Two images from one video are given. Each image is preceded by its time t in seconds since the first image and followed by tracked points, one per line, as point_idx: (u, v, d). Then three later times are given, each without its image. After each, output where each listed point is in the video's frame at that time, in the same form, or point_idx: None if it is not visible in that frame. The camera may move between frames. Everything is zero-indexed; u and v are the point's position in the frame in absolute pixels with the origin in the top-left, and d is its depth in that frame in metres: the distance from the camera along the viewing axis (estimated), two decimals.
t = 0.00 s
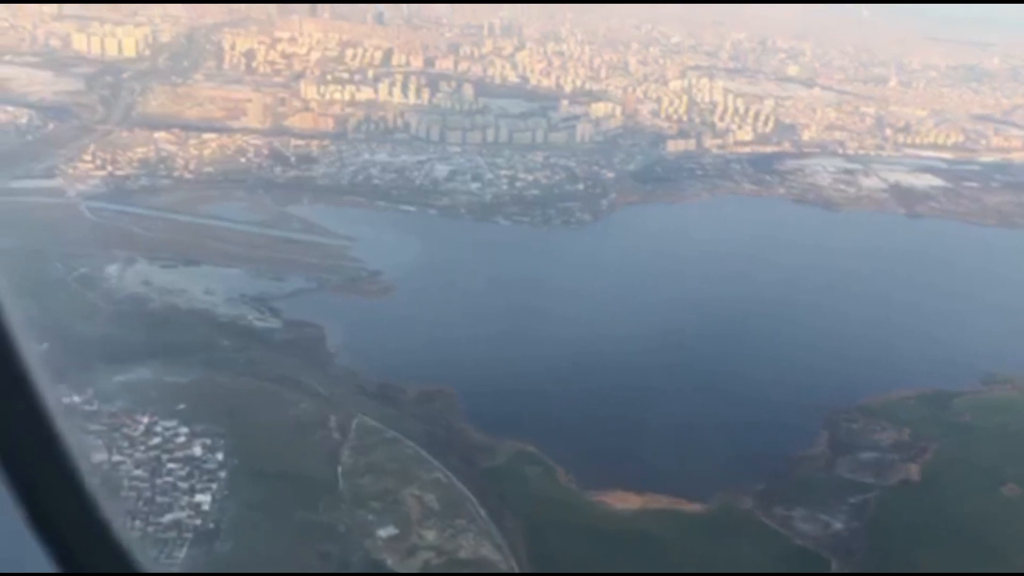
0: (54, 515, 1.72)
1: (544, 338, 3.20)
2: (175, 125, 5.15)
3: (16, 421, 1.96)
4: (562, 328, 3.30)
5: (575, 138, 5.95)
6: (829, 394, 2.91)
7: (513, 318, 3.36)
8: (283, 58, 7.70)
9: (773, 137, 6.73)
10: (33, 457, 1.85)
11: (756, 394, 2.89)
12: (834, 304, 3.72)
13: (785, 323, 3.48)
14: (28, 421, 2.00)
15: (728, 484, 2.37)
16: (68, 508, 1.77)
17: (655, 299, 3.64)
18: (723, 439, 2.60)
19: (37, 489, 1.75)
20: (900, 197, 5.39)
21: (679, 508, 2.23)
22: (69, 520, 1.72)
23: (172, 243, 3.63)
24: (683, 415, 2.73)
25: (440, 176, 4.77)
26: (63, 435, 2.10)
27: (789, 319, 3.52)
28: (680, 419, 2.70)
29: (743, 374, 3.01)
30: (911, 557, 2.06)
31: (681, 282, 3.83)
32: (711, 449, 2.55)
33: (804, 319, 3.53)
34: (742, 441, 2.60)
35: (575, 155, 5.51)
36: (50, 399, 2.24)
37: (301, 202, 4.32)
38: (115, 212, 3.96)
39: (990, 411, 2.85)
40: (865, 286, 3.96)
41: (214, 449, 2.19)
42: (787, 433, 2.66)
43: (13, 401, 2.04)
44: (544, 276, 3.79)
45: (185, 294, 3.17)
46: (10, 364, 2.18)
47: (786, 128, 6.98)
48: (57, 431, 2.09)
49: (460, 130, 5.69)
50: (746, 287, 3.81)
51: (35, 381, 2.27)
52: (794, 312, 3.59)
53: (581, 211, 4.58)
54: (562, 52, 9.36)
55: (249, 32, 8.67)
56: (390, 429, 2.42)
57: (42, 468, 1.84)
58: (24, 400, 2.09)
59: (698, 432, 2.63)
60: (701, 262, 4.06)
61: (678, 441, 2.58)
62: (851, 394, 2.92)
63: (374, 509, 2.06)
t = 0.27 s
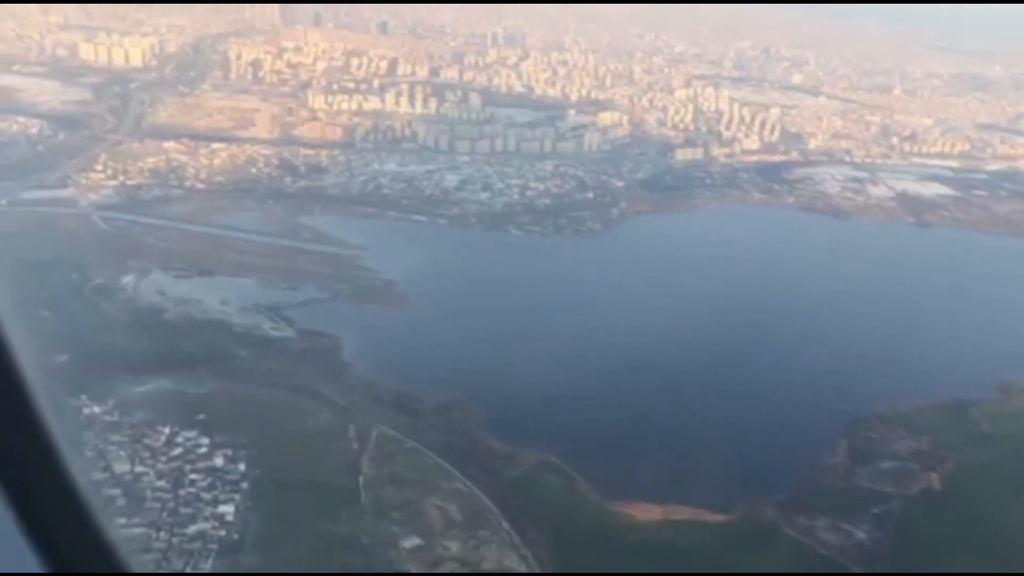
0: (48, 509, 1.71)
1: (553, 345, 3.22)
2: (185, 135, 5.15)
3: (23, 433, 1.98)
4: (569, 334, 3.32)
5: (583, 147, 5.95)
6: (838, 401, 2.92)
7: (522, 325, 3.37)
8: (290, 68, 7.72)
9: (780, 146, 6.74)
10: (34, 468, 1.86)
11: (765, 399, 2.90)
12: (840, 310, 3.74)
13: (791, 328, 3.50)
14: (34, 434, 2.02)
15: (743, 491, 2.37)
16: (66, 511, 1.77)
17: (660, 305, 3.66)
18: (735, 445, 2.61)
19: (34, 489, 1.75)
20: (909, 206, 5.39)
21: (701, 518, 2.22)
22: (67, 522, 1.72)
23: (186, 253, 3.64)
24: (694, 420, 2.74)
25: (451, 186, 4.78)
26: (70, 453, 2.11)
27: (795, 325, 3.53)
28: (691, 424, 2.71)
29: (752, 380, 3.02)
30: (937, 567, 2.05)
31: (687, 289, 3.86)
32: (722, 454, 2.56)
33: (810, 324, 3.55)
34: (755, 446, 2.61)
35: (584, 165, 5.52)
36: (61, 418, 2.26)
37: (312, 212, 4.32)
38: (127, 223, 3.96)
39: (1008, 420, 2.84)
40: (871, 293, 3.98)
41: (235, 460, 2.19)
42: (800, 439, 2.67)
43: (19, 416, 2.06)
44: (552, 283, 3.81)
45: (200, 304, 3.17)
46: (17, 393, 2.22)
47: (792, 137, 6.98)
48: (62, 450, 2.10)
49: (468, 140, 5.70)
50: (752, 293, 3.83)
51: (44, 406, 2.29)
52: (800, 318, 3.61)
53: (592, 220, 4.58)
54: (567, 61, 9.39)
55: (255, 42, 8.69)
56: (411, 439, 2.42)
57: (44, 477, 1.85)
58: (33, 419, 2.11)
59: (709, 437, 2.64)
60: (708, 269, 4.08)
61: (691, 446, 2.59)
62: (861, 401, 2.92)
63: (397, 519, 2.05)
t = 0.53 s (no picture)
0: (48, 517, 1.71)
1: (564, 352, 3.23)
2: (194, 143, 5.16)
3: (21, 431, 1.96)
4: (579, 341, 3.34)
5: (591, 154, 5.95)
6: (849, 407, 2.94)
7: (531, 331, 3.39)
8: (295, 76, 7.73)
9: (786, 153, 6.74)
10: (30, 469, 1.85)
11: (776, 406, 2.91)
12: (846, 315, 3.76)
13: (798, 335, 3.52)
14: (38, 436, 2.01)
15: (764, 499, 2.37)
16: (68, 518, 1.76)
17: (668, 312, 3.67)
18: (750, 451, 2.62)
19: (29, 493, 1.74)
20: (916, 213, 5.39)
21: (721, 527, 2.22)
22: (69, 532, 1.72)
23: (198, 261, 3.64)
24: (706, 426, 2.76)
25: (460, 194, 4.78)
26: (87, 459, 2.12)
27: (802, 331, 3.56)
28: (703, 430, 2.73)
29: (761, 387, 3.04)
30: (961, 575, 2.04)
31: (694, 296, 3.88)
32: (737, 459, 2.57)
33: (817, 331, 3.57)
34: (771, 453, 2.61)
35: (592, 172, 5.52)
36: (78, 424, 2.27)
37: (322, 220, 4.32)
38: (138, 231, 3.96)
39: None
40: (876, 299, 4.00)
41: (255, 468, 2.18)
42: (816, 446, 2.67)
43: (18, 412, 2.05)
44: (560, 291, 3.83)
45: (215, 312, 3.17)
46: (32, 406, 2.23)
47: (798, 144, 6.99)
48: (71, 455, 2.10)
49: (476, 148, 5.71)
50: (758, 298, 3.85)
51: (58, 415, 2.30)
52: (807, 324, 3.63)
53: (601, 228, 4.58)
54: (571, 69, 9.40)
55: (260, 50, 8.71)
56: (429, 448, 2.41)
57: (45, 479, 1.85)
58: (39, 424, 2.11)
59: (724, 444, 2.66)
60: (714, 277, 4.10)
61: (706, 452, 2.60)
62: (871, 407, 2.95)
63: (419, 527, 2.04)
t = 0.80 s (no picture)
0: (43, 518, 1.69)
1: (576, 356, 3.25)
2: (203, 151, 5.16)
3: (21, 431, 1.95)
4: (590, 345, 3.35)
5: (599, 160, 5.95)
6: (861, 412, 2.95)
7: (543, 335, 3.41)
8: (302, 83, 7.74)
9: (793, 160, 6.75)
10: (28, 470, 1.84)
11: (788, 412, 2.93)
12: (855, 320, 3.77)
13: (808, 340, 3.53)
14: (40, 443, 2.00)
15: (783, 504, 2.37)
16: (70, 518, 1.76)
17: (678, 316, 3.68)
18: (765, 457, 2.63)
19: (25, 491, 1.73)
20: (925, 219, 5.40)
21: (742, 534, 2.22)
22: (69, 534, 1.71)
23: (211, 268, 3.64)
24: (720, 432, 2.77)
25: (470, 201, 4.79)
26: (106, 467, 2.13)
27: (812, 336, 3.57)
28: (717, 436, 2.75)
29: (774, 391, 3.06)
30: None
31: (703, 300, 3.88)
32: (751, 465, 2.58)
33: (828, 335, 3.58)
34: (787, 458, 2.62)
35: (600, 179, 5.53)
36: (100, 432, 2.29)
37: (333, 228, 4.33)
38: (151, 238, 3.97)
39: None
40: (885, 305, 4.01)
41: (277, 476, 2.19)
42: (832, 452, 2.68)
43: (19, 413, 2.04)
44: (570, 296, 3.84)
45: (230, 320, 3.17)
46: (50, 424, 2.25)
47: (804, 150, 7.00)
48: (87, 462, 2.11)
49: (484, 155, 5.71)
50: (767, 304, 3.86)
51: (78, 425, 2.31)
52: (817, 329, 3.64)
53: (611, 234, 4.58)
54: (575, 76, 9.42)
55: (266, 58, 8.73)
56: (449, 455, 2.41)
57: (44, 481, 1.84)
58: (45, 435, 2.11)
59: (738, 450, 2.67)
60: (723, 281, 4.11)
61: (721, 458, 2.61)
62: (884, 412, 2.96)
63: (442, 535, 2.04)
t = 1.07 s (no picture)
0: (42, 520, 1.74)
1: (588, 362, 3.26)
2: (213, 157, 5.17)
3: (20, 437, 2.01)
4: (601, 351, 3.37)
5: (606, 167, 5.96)
6: (875, 418, 2.96)
7: (555, 341, 3.42)
8: (309, 90, 7.75)
9: (799, 166, 6.75)
10: (28, 471, 1.90)
11: (801, 418, 2.94)
12: (865, 325, 3.79)
13: (818, 345, 3.55)
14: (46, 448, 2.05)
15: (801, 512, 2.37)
16: (70, 520, 1.80)
17: (688, 322, 3.70)
18: (780, 463, 2.64)
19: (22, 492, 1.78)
20: (933, 225, 5.40)
21: (761, 542, 2.22)
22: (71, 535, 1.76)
23: (224, 275, 3.65)
24: (734, 439, 2.78)
25: (480, 207, 4.80)
26: (125, 475, 2.14)
27: (822, 341, 3.58)
28: (732, 444, 2.75)
29: (786, 398, 3.07)
30: None
31: (712, 307, 3.89)
32: (767, 472, 2.59)
33: (838, 341, 3.59)
34: (803, 466, 2.63)
35: (609, 185, 5.53)
36: (118, 439, 2.29)
37: (344, 234, 4.34)
38: (163, 245, 3.98)
39: None
40: (894, 309, 4.03)
41: (297, 483, 2.19)
42: (847, 458, 2.69)
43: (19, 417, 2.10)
44: (580, 301, 3.85)
45: (245, 326, 3.18)
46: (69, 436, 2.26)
47: (810, 156, 7.01)
48: (106, 471, 2.12)
49: (492, 161, 5.73)
50: (775, 310, 3.87)
51: (97, 431, 2.33)
52: (828, 334, 3.66)
53: (621, 240, 4.58)
54: (580, 82, 9.43)
55: (272, 65, 8.74)
56: (468, 461, 2.41)
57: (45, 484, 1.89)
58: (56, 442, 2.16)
59: (753, 457, 2.68)
60: (732, 286, 4.13)
61: (736, 466, 2.62)
62: (898, 418, 2.97)
63: (463, 542, 2.04)
